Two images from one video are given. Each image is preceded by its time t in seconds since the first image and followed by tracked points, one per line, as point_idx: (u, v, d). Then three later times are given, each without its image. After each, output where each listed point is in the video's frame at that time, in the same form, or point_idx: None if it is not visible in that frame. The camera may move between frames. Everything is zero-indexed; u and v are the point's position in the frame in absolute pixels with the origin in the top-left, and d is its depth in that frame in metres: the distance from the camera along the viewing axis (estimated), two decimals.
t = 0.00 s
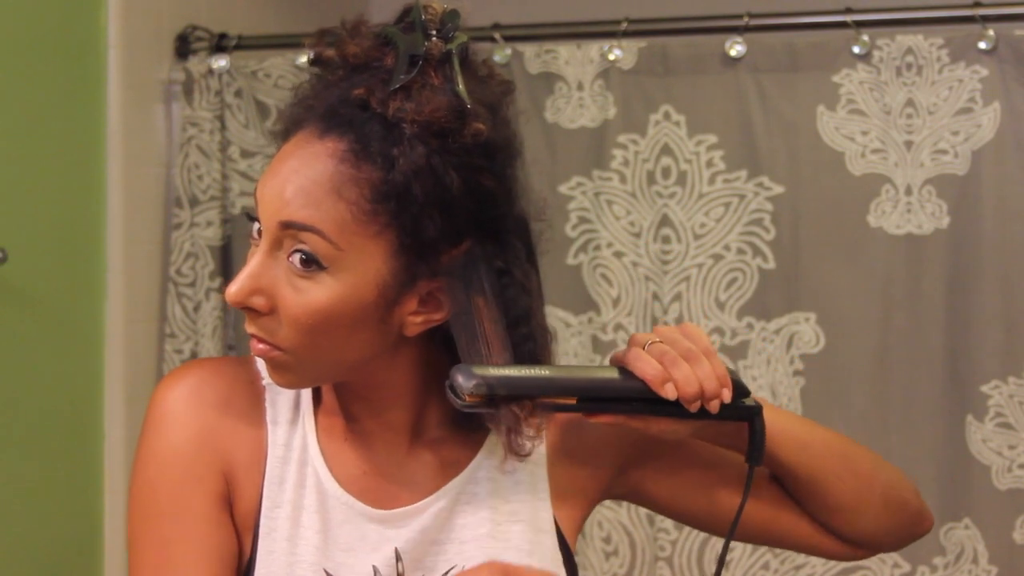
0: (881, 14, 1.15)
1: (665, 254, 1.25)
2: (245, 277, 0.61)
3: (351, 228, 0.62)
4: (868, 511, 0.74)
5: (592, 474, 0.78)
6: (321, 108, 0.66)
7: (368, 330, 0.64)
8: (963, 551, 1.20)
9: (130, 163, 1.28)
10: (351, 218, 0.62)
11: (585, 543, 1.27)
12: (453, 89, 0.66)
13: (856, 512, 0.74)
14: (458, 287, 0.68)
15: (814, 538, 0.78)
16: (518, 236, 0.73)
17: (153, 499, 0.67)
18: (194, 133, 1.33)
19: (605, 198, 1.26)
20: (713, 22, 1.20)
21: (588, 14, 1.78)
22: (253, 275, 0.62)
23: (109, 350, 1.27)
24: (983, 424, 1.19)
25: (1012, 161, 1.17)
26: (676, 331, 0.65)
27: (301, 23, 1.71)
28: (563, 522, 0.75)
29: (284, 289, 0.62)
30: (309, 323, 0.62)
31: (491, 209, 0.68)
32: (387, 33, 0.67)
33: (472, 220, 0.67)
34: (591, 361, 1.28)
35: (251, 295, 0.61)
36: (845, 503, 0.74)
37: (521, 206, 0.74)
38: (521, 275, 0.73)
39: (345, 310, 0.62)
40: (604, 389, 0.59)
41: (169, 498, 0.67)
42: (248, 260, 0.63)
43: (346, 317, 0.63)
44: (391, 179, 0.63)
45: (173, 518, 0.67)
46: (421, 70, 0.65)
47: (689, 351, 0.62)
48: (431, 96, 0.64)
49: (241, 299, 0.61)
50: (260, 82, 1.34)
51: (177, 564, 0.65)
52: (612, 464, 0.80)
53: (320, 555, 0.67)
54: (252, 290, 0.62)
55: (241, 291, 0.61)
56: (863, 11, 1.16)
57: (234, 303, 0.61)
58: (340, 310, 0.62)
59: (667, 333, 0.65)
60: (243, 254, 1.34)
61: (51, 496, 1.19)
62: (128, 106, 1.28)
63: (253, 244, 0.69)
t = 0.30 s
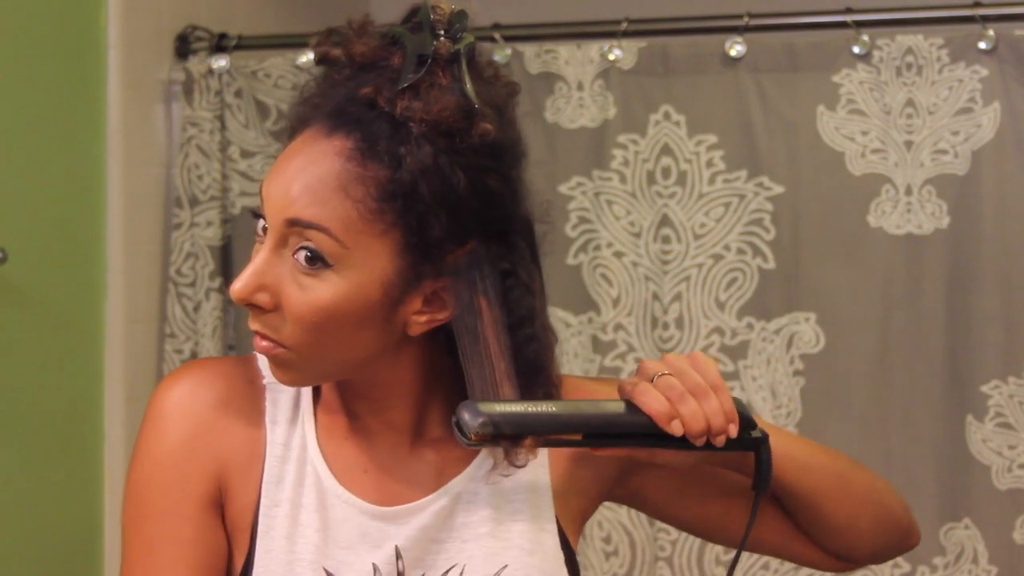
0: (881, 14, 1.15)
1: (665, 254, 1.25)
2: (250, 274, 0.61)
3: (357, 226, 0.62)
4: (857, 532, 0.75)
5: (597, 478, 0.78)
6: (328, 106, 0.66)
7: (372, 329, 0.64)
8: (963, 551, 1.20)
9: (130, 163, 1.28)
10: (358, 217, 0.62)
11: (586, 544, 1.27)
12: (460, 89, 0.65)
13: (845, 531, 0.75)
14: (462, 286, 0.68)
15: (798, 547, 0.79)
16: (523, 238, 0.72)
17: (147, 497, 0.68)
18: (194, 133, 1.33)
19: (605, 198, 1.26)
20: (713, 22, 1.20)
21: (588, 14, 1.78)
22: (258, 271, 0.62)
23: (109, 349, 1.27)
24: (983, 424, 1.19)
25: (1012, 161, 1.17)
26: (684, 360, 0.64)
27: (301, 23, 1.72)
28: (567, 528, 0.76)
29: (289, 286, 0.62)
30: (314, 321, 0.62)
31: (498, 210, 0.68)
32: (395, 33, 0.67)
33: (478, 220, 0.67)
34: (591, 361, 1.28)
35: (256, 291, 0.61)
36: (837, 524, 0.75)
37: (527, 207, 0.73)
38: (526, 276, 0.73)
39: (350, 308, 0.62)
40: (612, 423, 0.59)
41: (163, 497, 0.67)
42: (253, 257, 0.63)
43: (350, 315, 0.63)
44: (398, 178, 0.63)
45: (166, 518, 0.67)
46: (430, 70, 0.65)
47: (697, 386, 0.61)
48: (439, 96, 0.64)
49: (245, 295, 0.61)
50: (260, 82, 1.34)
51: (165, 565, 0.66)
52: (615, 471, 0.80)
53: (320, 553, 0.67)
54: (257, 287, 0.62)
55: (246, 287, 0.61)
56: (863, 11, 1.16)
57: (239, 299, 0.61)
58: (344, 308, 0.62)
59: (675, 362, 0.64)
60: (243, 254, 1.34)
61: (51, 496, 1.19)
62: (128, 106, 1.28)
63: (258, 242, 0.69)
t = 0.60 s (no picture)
0: (881, 14, 1.15)
1: (665, 254, 1.25)
2: (256, 272, 0.61)
3: (364, 226, 0.62)
4: (853, 542, 0.76)
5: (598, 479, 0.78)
6: (337, 105, 0.66)
7: (377, 329, 0.64)
8: (963, 551, 1.20)
9: (130, 163, 1.28)
10: (365, 217, 0.62)
11: (585, 544, 1.27)
12: (470, 90, 0.65)
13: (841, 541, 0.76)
14: (467, 287, 0.68)
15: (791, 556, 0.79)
16: (529, 240, 0.73)
17: (144, 497, 0.68)
18: (194, 133, 1.33)
19: (605, 198, 1.26)
20: (713, 22, 1.20)
21: (588, 13, 1.78)
22: (263, 269, 0.61)
23: (109, 349, 1.27)
24: (983, 424, 1.19)
25: (1011, 161, 1.17)
26: (693, 395, 0.64)
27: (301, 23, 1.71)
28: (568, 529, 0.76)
29: (294, 285, 0.62)
30: (319, 320, 0.62)
31: (504, 211, 0.68)
32: (404, 33, 0.67)
33: (485, 222, 0.67)
34: (590, 360, 1.28)
35: (261, 289, 0.61)
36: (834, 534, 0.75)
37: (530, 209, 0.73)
38: (531, 278, 0.73)
39: (355, 308, 0.62)
40: (619, 455, 0.59)
41: (160, 499, 0.67)
42: (258, 255, 0.63)
43: (356, 315, 0.63)
44: (406, 177, 0.63)
45: (162, 520, 0.67)
46: (440, 70, 0.65)
47: (707, 423, 0.61)
48: (449, 96, 0.64)
49: (250, 293, 0.61)
50: (260, 82, 1.34)
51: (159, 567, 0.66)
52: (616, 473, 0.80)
53: (320, 555, 0.67)
54: (262, 285, 0.61)
55: (251, 285, 0.61)
56: (863, 11, 1.16)
57: (244, 297, 0.61)
58: (350, 308, 0.62)
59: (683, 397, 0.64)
60: (243, 253, 1.34)
61: (51, 495, 1.19)
62: (128, 105, 1.27)
63: (263, 240, 0.68)
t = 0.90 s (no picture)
0: (881, 14, 1.15)
1: (665, 254, 1.25)
2: (253, 272, 0.61)
3: (362, 227, 0.62)
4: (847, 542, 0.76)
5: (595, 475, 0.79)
6: (335, 105, 0.66)
7: (374, 330, 0.65)
8: (963, 551, 1.19)
9: (130, 163, 1.28)
10: (363, 218, 0.62)
11: (586, 543, 1.27)
12: (469, 92, 0.65)
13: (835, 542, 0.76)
14: (465, 289, 0.68)
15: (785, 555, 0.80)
16: (526, 242, 0.73)
17: (147, 496, 0.68)
18: (194, 133, 1.33)
19: (605, 198, 1.26)
20: (713, 22, 1.20)
21: (588, 13, 1.78)
22: (260, 269, 0.62)
23: (109, 349, 1.27)
24: (983, 424, 1.19)
25: (1011, 161, 1.17)
26: (694, 416, 0.64)
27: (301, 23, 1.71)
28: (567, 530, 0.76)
29: (290, 285, 0.62)
30: (316, 320, 0.62)
31: (502, 212, 0.68)
32: (402, 34, 0.67)
33: (483, 223, 0.67)
34: (590, 360, 1.28)
35: (257, 289, 0.61)
36: (829, 536, 0.75)
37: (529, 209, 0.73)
38: (528, 281, 0.73)
39: (352, 309, 0.63)
40: (620, 481, 0.58)
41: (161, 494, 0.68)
42: (256, 255, 0.63)
43: (351, 315, 0.63)
44: (405, 178, 0.63)
45: (164, 517, 0.67)
46: (439, 72, 0.65)
47: (707, 450, 0.61)
48: (448, 98, 0.64)
49: (247, 293, 0.62)
50: (260, 82, 1.34)
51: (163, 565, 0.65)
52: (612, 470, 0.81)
53: (320, 555, 0.68)
54: (258, 285, 0.62)
55: (248, 285, 0.61)
56: (863, 11, 1.16)
57: (241, 297, 0.62)
58: (346, 308, 0.62)
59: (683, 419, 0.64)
60: (243, 254, 1.33)
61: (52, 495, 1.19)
62: (128, 105, 1.27)
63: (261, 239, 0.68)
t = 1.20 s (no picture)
0: (882, 14, 1.15)
1: (665, 254, 1.25)
2: (247, 272, 0.61)
3: (357, 230, 0.62)
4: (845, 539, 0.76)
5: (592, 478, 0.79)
6: (332, 106, 0.66)
7: (368, 332, 0.65)
8: (963, 551, 1.19)
9: (130, 163, 1.28)
10: (359, 221, 0.62)
11: (586, 543, 1.27)
12: (467, 96, 0.65)
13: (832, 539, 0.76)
14: (459, 293, 0.68)
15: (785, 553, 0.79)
16: (521, 245, 0.73)
17: (159, 484, 0.67)
18: (194, 133, 1.33)
19: (605, 198, 1.26)
20: (713, 22, 1.20)
21: (588, 13, 1.78)
22: (254, 271, 0.61)
23: (109, 348, 1.27)
24: (983, 424, 1.19)
25: (1011, 161, 1.17)
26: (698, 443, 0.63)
27: (301, 23, 1.71)
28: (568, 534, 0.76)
29: (285, 287, 0.62)
30: (310, 322, 0.62)
31: (498, 216, 0.68)
32: (400, 36, 0.67)
33: (479, 227, 0.67)
34: (591, 360, 1.28)
35: (252, 290, 0.61)
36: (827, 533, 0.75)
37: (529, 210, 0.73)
38: (524, 283, 0.73)
39: (346, 311, 0.63)
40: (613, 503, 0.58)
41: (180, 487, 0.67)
42: (250, 256, 0.63)
43: (346, 318, 0.63)
44: (400, 182, 0.63)
45: (179, 503, 0.66)
46: (436, 75, 0.65)
47: (704, 482, 0.61)
48: (446, 102, 0.64)
49: (241, 294, 0.61)
50: (260, 82, 1.34)
51: (178, 553, 0.64)
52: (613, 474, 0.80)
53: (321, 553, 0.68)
54: (252, 286, 0.61)
55: (242, 287, 0.61)
56: (863, 11, 1.16)
57: (235, 298, 0.61)
58: (341, 311, 0.62)
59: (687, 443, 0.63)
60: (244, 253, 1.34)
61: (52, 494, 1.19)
62: (128, 105, 1.27)
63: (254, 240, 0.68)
